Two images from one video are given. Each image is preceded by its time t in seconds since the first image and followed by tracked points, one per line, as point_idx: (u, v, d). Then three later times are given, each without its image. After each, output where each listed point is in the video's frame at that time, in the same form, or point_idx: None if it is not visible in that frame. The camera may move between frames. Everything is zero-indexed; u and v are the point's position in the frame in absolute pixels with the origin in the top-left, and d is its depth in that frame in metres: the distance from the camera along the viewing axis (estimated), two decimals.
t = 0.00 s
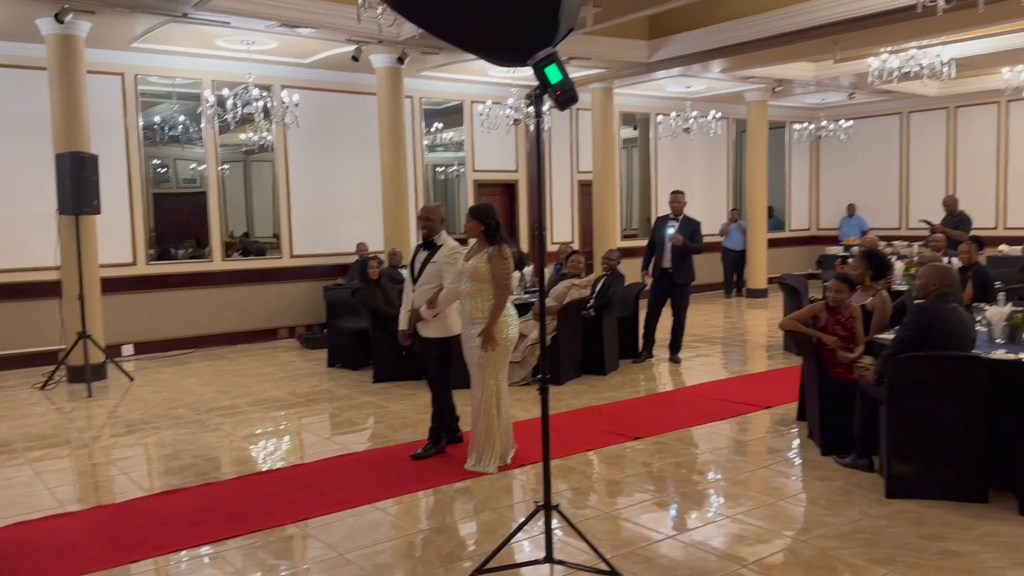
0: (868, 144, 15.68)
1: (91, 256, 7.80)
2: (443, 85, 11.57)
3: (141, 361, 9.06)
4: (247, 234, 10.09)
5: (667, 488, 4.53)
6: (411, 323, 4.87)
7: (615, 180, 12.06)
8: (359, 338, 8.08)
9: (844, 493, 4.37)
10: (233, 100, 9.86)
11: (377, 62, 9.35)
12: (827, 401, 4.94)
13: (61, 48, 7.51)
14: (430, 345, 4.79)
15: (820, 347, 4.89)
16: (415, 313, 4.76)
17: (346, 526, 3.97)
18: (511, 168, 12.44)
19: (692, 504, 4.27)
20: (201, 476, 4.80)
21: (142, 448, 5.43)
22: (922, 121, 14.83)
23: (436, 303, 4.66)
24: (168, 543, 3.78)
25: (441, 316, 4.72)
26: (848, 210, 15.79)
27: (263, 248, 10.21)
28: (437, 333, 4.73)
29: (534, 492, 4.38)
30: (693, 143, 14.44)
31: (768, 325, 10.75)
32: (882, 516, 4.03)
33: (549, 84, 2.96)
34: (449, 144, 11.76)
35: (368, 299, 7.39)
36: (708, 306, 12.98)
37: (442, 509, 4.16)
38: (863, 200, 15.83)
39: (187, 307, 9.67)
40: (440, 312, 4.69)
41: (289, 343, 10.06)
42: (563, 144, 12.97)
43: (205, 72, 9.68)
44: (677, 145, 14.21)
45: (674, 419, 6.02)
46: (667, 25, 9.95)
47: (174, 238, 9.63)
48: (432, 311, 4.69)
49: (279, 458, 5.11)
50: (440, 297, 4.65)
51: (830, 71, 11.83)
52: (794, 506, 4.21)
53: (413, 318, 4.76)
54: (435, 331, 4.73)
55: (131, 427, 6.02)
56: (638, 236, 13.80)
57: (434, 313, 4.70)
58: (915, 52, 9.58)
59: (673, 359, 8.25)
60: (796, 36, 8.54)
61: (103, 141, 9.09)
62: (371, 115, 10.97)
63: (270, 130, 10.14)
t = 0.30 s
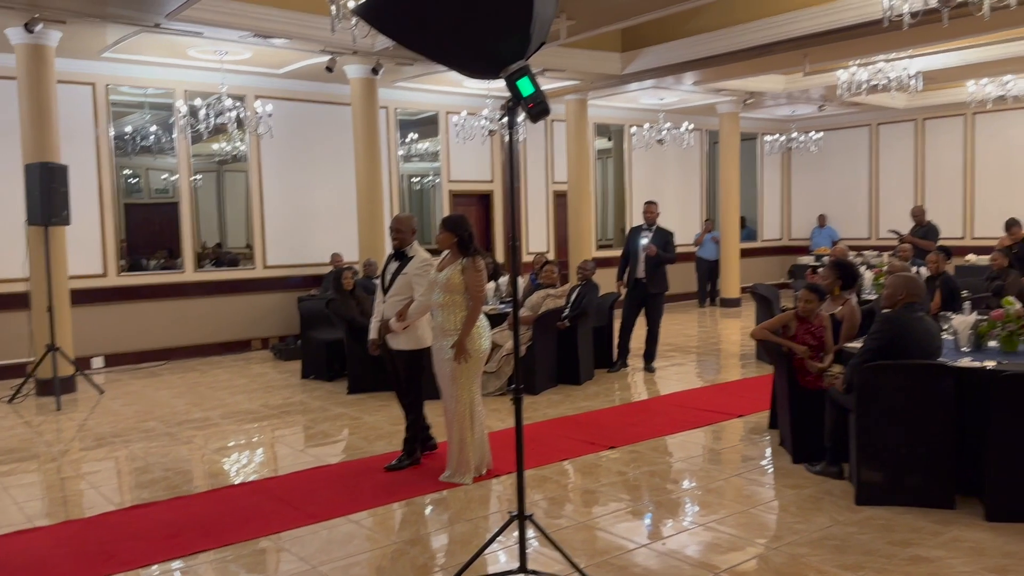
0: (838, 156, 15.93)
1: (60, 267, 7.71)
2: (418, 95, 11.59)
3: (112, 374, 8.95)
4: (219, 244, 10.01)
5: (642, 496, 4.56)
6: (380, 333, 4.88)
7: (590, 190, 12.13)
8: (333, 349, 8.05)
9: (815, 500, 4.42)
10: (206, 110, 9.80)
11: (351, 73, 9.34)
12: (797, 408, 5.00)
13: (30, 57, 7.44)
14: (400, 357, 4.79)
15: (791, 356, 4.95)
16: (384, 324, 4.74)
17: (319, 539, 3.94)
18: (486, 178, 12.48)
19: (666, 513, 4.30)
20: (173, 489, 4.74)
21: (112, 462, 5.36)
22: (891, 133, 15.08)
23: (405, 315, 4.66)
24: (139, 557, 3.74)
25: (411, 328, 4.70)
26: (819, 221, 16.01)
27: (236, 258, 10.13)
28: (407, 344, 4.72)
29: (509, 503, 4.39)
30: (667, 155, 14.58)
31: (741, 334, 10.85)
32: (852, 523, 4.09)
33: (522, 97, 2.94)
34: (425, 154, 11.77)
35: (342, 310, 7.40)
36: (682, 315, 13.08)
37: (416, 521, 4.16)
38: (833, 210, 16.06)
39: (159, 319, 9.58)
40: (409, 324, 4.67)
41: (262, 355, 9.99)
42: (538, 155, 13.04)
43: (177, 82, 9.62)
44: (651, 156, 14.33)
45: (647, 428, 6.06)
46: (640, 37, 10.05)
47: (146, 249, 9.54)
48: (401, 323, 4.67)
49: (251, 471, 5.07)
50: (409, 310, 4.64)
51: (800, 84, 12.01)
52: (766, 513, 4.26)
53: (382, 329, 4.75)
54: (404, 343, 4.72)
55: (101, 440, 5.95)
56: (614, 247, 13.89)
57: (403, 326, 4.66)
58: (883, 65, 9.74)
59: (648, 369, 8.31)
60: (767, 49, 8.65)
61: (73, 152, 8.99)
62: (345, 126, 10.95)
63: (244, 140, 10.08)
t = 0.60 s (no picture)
0: (812, 167, 16.14)
1: (32, 275, 7.62)
2: (396, 104, 11.60)
3: (84, 383, 8.85)
4: (195, 253, 9.94)
5: (619, 504, 4.58)
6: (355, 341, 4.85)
7: (568, 200, 12.18)
8: (310, 358, 8.01)
9: (789, 506, 4.48)
10: (182, 117, 9.75)
11: (329, 81, 9.33)
12: (771, 416, 5.07)
13: (2, 63, 7.36)
14: (359, 371, 4.84)
15: (764, 362, 5.02)
16: (359, 334, 4.71)
17: (295, 548, 3.93)
18: (464, 187, 12.50)
19: (642, 520, 4.33)
20: (146, 499, 4.70)
21: (85, 472, 5.30)
22: (864, 144, 15.31)
23: (380, 326, 4.63)
24: (112, 567, 3.71)
25: (386, 338, 4.68)
26: (794, 230, 16.19)
27: (212, 267, 10.07)
28: (382, 354, 4.69)
29: (486, 511, 4.40)
30: (644, 165, 14.69)
31: (717, 343, 10.94)
32: (825, 528, 4.14)
33: (499, 107, 2.92)
34: (403, 163, 11.78)
35: (320, 319, 7.36)
36: (659, 324, 13.17)
37: (393, 529, 4.15)
38: (808, 220, 16.25)
39: (133, 328, 9.49)
40: (385, 335, 4.64)
41: (238, 364, 9.92)
42: (516, 164, 13.08)
43: (152, 89, 9.55)
44: (628, 166, 14.44)
45: (624, 435, 6.09)
46: (617, 48, 10.13)
47: (120, 257, 9.45)
48: (377, 333, 4.64)
49: (227, 481, 5.04)
50: (384, 321, 4.61)
51: (774, 95, 12.16)
52: (741, 520, 4.30)
53: (356, 339, 4.72)
54: (379, 353, 4.69)
55: (74, 450, 5.88)
56: (591, 256, 13.97)
57: (378, 336, 4.64)
58: (856, 78, 9.90)
59: (625, 377, 8.35)
60: (742, 61, 8.76)
61: (46, 159, 8.90)
62: (323, 134, 10.93)
63: (220, 148, 10.03)
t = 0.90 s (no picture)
0: (793, 175, 16.29)
1: (10, 278, 7.55)
2: (379, 109, 11.59)
3: (63, 388, 8.77)
4: (175, 257, 9.88)
5: (600, 509, 4.60)
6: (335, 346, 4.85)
7: (551, 206, 12.21)
8: (291, 363, 7.98)
9: (768, 510, 4.51)
10: (163, 121, 9.69)
11: (312, 85, 9.31)
12: (751, 421, 5.11)
13: None
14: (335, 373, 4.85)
15: (745, 368, 5.06)
16: (340, 339, 4.70)
17: (275, 553, 3.91)
18: (447, 193, 12.51)
19: (623, 524, 4.35)
20: (125, 505, 4.66)
21: (62, 477, 5.25)
22: (844, 152, 15.48)
23: (361, 331, 4.64)
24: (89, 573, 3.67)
25: (367, 344, 4.68)
26: (775, 238, 16.32)
27: (193, 271, 10.01)
28: (363, 360, 4.69)
29: (467, 516, 4.40)
30: (626, 171, 14.76)
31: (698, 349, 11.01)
32: (804, 532, 4.18)
33: (482, 112, 2.96)
34: (386, 168, 11.77)
35: (302, 324, 7.32)
36: (641, 330, 13.22)
37: (374, 534, 4.14)
38: (788, 228, 16.40)
39: (112, 332, 9.41)
40: (366, 340, 4.65)
41: (219, 369, 9.86)
42: (500, 170, 13.10)
43: (133, 93, 9.50)
44: (610, 172, 14.50)
45: (606, 440, 6.12)
46: (600, 56, 10.18)
47: (100, 261, 9.37)
48: (358, 338, 4.65)
49: (207, 486, 5.01)
50: (366, 326, 4.62)
51: (755, 104, 12.26)
52: (720, 524, 4.33)
53: (337, 344, 4.72)
54: (361, 358, 4.68)
55: (51, 455, 5.82)
56: (574, 262, 14.01)
57: (359, 341, 4.65)
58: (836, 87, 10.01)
59: (607, 382, 8.38)
60: (724, 70, 8.84)
61: (24, 161, 8.81)
62: (306, 139, 10.91)
63: (201, 152, 9.97)
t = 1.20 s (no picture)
0: (781, 179, 16.38)
1: None
2: (370, 111, 11.58)
3: (48, 388, 8.71)
4: (163, 257, 9.83)
5: (588, 511, 4.61)
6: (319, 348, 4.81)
7: (541, 209, 12.21)
8: (280, 364, 7.96)
9: (755, 513, 4.53)
10: (152, 120, 9.65)
11: (302, 86, 9.29)
12: (738, 424, 5.13)
13: None
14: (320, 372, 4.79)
15: (733, 372, 5.08)
16: (326, 342, 4.68)
17: (261, 554, 3.89)
18: (437, 195, 12.50)
19: (611, 526, 4.36)
20: (111, 505, 4.64)
21: (48, 478, 5.21)
22: (833, 157, 15.57)
23: (348, 333, 4.64)
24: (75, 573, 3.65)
25: (354, 345, 4.66)
26: (763, 242, 16.40)
27: (181, 272, 9.97)
28: (350, 361, 4.67)
29: (455, 518, 4.39)
30: (616, 175, 14.80)
31: (687, 352, 11.04)
32: (791, 534, 4.20)
33: (473, 113, 2.96)
34: (376, 170, 11.75)
35: (291, 325, 7.33)
36: (630, 333, 13.25)
37: (361, 536, 4.13)
38: (777, 232, 16.48)
39: (98, 333, 9.36)
40: (353, 342, 4.64)
41: (206, 370, 9.82)
42: (490, 173, 13.11)
43: (122, 92, 9.46)
44: (600, 175, 14.54)
45: (594, 443, 6.13)
46: (591, 60, 10.22)
47: (87, 262, 9.32)
48: (345, 340, 4.63)
49: (194, 487, 4.99)
50: (353, 328, 4.62)
51: (744, 108, 12.32)
52: (708, 526, 4.35)
53: (324, 346, 4.69)
54: (348, 360, 4.67)
55: (37, 455, 5.78)
56: (564, 264, 14.03)
57: (346, 344, 4.63)
58: (824, 92, 10.07)
59: (596, 385, 8.40)
60: (714, 74, 8.88)
61: (11, 160, 8.76)
62: (296, 140, 10.88)
63: (190, 152, 9.94)
